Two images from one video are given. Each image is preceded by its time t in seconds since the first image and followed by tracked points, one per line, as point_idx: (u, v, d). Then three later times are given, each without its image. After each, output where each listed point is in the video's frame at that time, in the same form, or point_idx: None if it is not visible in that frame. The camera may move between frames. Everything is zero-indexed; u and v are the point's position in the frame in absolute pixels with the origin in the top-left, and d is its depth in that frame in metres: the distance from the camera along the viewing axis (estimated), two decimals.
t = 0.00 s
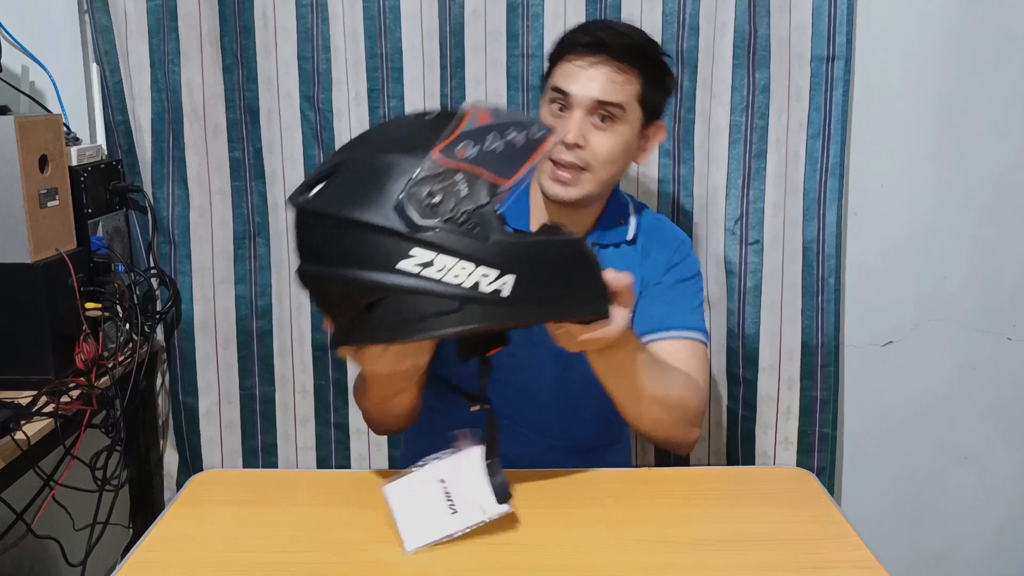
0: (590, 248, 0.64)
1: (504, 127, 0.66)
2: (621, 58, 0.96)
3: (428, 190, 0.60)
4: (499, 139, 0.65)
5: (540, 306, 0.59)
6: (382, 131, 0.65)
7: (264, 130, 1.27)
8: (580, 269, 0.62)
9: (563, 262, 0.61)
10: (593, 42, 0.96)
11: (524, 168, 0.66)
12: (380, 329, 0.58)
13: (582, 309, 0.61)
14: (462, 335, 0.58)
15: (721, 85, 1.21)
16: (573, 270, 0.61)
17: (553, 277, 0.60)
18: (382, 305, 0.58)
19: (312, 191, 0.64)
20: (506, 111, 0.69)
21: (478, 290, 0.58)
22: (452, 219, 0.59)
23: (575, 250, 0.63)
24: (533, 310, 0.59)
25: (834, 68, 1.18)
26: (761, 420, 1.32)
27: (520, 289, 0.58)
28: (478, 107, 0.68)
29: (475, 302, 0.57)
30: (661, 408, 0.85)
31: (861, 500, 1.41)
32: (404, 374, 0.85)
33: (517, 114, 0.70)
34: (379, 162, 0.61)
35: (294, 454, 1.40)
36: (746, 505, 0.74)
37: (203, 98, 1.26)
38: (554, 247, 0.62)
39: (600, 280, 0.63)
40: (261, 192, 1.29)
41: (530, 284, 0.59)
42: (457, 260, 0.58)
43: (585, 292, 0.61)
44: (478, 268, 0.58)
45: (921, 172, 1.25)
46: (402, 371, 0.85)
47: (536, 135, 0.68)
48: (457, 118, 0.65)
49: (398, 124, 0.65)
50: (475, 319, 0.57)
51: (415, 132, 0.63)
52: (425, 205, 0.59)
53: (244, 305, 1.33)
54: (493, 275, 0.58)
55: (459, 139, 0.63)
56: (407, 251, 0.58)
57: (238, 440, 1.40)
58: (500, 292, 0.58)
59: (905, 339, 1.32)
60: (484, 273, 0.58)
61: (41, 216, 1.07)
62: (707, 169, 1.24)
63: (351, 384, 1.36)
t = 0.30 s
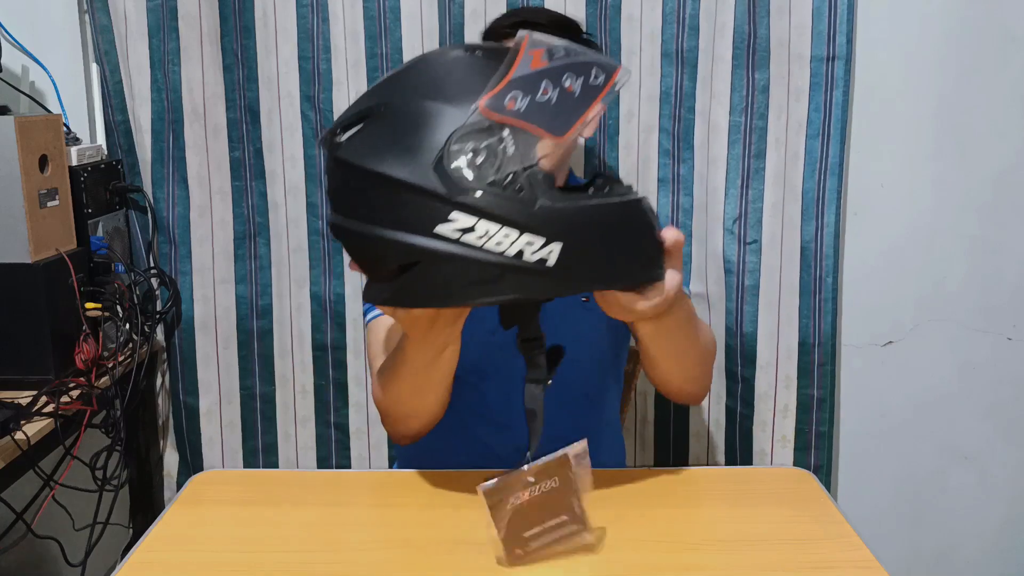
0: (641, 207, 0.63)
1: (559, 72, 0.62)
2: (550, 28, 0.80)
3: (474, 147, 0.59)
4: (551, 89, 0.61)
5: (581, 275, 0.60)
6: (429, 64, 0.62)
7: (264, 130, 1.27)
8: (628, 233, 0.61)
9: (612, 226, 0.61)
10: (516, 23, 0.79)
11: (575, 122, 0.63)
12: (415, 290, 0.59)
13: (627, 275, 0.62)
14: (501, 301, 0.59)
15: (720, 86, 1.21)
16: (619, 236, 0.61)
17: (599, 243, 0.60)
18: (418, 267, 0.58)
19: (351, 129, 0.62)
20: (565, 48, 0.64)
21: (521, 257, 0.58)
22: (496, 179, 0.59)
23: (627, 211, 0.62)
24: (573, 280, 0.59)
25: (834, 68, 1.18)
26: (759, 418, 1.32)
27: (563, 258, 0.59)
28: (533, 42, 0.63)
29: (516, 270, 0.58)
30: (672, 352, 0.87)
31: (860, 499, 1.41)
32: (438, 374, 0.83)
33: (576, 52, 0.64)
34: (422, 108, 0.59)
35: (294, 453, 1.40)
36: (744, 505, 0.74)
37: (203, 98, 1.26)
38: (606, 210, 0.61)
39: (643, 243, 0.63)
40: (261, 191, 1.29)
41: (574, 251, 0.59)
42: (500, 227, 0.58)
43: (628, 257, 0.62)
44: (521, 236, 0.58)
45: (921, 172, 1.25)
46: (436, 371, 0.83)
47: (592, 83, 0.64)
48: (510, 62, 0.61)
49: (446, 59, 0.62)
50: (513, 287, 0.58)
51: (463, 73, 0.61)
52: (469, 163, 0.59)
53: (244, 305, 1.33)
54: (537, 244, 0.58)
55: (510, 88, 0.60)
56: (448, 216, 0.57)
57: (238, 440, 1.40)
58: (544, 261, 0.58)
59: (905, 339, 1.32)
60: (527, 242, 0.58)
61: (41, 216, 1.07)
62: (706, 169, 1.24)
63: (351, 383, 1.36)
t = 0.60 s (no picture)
0: (662, 194, 0.61)
1: (584, 48, 0.57)
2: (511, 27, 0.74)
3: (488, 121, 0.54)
4: (575, 64, 0.56)
5: (591, 258, 0.57)
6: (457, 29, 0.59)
7: (264, 130, 1.27)
8: (645, 219, 0.59)
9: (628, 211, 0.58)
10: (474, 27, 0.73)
11: (603, 96, 0.56)
12: (420, 263, 0.57)
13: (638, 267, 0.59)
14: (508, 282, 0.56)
15: (719, 86, 1.21)
16: (636, 222, 0.58)
17: (613, 227, 0.57)
18: (425, 239, 0.57)
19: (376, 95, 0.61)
20: (597, 24, 0.60)
21: (530, 238, 0.56)
22: (509, 155, 0.55)
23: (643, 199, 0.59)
24: (583, 264, 0.57)
25: (834, 68, 1.18)
26: (756, 415, 1.33)
27: (572, 241, 0.56)
28: (562, 18, 0.59)
29: (524, 250, 0.56)
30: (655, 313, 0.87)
31: (860, 499, 1.41)
32: (454, 359, 0.79)
33: (609, 29, 0.60)
34: (441, 74, 0.56)
35: (294, 453, 1.40)
36: (743, 506, 0.74)
37: (203, 98, 1.26)
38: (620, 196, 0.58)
39: (662, 231, 0.60)
40: (261, 191, 1.29)
41: (586, 235, 0.56)
42: (509, 205, 0.55)
43: (644, 244, 0.59)
44: (531, 216, 0.55)
45: (921, 172, 1.25)
46: (453, 354, 0.78)
47: (623, 59, 0.58)
48: (534, 36, 0.57)
49: (475, 24, 0.59)
50: (522, 266, 0.56)
51: (488, 39, 0.57)
52: (482, 136, 0.55)
53: (244, 304, 1.33)
54: (547, 225, 0.55)
55: (530, 61, 0.55)
56: (456, 188, 0.55)
57: (238, 440, 1.40)
58: (553, 243, 0.56)
59: (905, 339, 1.32)
60: (537, 222, 0.55)
61: (41, 216, 1.07)
62: (704, 169, 1.24)
63: (351, 383, 1.36)
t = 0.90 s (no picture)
0: (680, 232, 0.60)
1: (615, 79, 0.57)
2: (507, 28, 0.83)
3: (504, 149, 0.55)
4: (602, 95, 0.56)
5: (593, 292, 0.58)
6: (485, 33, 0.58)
7: (264, 129, 1.27)
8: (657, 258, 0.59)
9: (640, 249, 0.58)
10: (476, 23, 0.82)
11: (625, 134, 0.56)
12: (426, 271, 0.60)
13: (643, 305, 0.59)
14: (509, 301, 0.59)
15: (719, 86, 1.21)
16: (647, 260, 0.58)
17: (621, 264, 0.57)
18: (433, 249, 0.59)
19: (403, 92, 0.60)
20: (634, 49, 0.58)
21: (532, 265, 0.57)
22: (520, 182, 0.56)
23: (658, 239, 0.59)
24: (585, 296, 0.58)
25: (831, 69, 1.18)
26: (749, 412, 1.33)
27: (575, 274, 0.57)
28: (599, 39, 0.58)
29: (526, 275, 0.57)
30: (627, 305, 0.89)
31: (860, 499, 1.41)
32: (465, 350, 0.78)
33: (645, 57, 0.59)
34: (465, 87, 0.56)
35: (294, 453, 1.40)
36: (739, 504, 0.74)
37: (203, 98, 1.26)
38: (633, 234, 0.57)
39: (675, 270, 0.60)
40: (262, 191, 1.29)
41: (590, 270, 0.57)
42: (516, 232, 0.56)
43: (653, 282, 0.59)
44: (536, 245, 0.56)
45: (920, 172, 1.25)
46: (464, 343, 0.77)
47: (653, 94, 0.58)
48: (564, 58, 0.56)
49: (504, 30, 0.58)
50: (523, 289, 0.57)
51: (517, 55, 0.56)
52: (496, 162, 0.55)
53: (244, 304, 1.33)
54: (550, 255, 0.56)
55: (556, 89, 0.55)
56: (466, 208, 0.56)
57: (238, 440, 1.40)
58: (555, 272, 0.57)
59: (905, 339, 1.32)
60: (541, 251, 0.56)
61: (41, 216, 1.07)
62: (703, 170, 1.24)
63: (350, 383, 1.36)
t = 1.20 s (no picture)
0: (682, 242, 0.59)
1: (605, 91, 0.56)
2: (507, 25, 0.88)
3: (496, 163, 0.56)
4: (591, 107, 0.56)
5: (594, 304, 0.58)
6: (482, 56, 0.58)
7: (264, 130, 1.27)
8: (659, 269, 0.58)
9: (639, 261, 0.57)
10: (480, 22, 0.88)
11: (617, 144, 0.55)
12: (429, 288, 0.60)
13: (647, 314, 0.59)
14: (512, 315, 0.59)
15: (720, 86, 1.21)
16: (648, 271, 0.58)
17: (622, 275, 0.57)
18: (435, 266, 0.59)
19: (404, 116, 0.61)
20: (626, 61, 0.58)
21: (532, 279, 0.57)
22: (515, 197, 0.56)
23: (658, 251, 0.58)
24: (585, 308, 0.58)
25: (830, 70, 1.18)
26: (755, 411, 1.33)
27: (574, 286, 0.57)
28: (590, 53, 0.58)
29: (525, 288, 0.57)
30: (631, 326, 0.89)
31: (860, 499, 1.41)
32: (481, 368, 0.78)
33: (638, 68, 0.58)
34: (461, 110, 0.56)
35: (294, 453, 1.40)
36: (739, 504, 0.74)
37: (203, 98, 1.26)
38: (630, 246, 0.57)
39: (679, 281, 0.59)
40: (262, 191, 1.29)
41: (588, 282, 0.57)
42: (513, 246, 0.56)
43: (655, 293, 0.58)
44: (534, 259, 0.56)
45: (920, 172, 1.25)
46: (482, 361, 0.77)
47: (646, 104, 0.57)
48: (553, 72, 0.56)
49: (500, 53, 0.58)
50: (525, 303, 0.58)
51: (511, 73, 0.57)
52: (490, 177, 0.56)
53: (244, 305, 1.33)
54: (549, 269, 0.56)
55: (545, 103, 0.55)
56: (464, 224, 0.56)
57: (238, 440, 1.40)
58: (554, 285, 0.57)
59: (905, 339, 1.32)
60: (539, 265, 0.56)
61: (41, 216, 1.07)
62: (703, 169, 1.24)
63: (350, 383, 1.36)
